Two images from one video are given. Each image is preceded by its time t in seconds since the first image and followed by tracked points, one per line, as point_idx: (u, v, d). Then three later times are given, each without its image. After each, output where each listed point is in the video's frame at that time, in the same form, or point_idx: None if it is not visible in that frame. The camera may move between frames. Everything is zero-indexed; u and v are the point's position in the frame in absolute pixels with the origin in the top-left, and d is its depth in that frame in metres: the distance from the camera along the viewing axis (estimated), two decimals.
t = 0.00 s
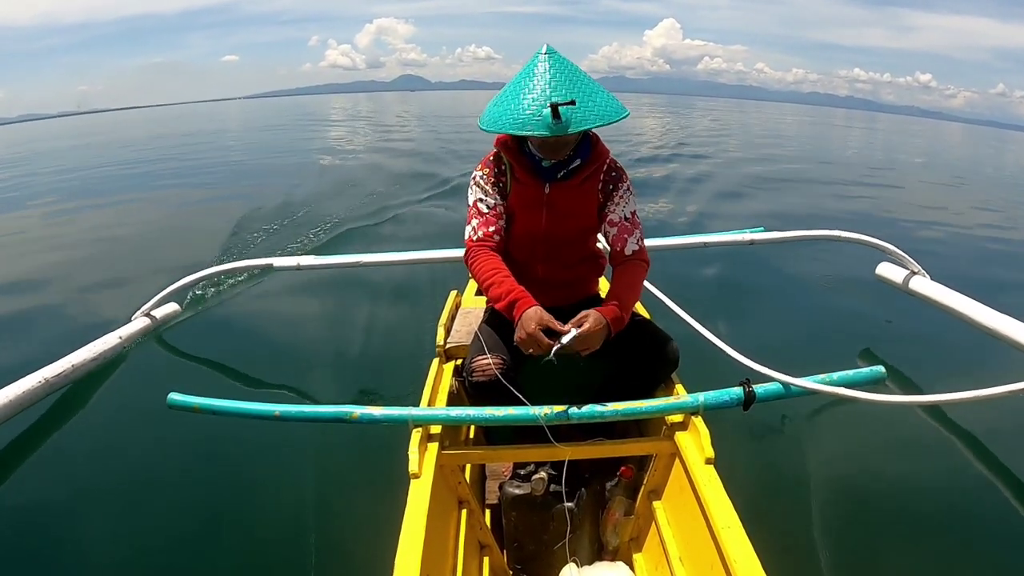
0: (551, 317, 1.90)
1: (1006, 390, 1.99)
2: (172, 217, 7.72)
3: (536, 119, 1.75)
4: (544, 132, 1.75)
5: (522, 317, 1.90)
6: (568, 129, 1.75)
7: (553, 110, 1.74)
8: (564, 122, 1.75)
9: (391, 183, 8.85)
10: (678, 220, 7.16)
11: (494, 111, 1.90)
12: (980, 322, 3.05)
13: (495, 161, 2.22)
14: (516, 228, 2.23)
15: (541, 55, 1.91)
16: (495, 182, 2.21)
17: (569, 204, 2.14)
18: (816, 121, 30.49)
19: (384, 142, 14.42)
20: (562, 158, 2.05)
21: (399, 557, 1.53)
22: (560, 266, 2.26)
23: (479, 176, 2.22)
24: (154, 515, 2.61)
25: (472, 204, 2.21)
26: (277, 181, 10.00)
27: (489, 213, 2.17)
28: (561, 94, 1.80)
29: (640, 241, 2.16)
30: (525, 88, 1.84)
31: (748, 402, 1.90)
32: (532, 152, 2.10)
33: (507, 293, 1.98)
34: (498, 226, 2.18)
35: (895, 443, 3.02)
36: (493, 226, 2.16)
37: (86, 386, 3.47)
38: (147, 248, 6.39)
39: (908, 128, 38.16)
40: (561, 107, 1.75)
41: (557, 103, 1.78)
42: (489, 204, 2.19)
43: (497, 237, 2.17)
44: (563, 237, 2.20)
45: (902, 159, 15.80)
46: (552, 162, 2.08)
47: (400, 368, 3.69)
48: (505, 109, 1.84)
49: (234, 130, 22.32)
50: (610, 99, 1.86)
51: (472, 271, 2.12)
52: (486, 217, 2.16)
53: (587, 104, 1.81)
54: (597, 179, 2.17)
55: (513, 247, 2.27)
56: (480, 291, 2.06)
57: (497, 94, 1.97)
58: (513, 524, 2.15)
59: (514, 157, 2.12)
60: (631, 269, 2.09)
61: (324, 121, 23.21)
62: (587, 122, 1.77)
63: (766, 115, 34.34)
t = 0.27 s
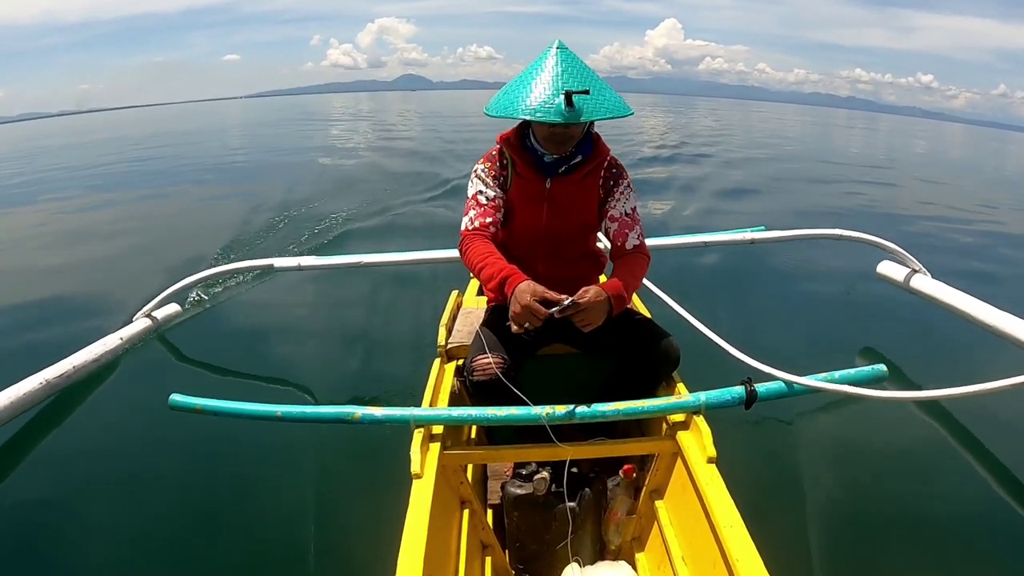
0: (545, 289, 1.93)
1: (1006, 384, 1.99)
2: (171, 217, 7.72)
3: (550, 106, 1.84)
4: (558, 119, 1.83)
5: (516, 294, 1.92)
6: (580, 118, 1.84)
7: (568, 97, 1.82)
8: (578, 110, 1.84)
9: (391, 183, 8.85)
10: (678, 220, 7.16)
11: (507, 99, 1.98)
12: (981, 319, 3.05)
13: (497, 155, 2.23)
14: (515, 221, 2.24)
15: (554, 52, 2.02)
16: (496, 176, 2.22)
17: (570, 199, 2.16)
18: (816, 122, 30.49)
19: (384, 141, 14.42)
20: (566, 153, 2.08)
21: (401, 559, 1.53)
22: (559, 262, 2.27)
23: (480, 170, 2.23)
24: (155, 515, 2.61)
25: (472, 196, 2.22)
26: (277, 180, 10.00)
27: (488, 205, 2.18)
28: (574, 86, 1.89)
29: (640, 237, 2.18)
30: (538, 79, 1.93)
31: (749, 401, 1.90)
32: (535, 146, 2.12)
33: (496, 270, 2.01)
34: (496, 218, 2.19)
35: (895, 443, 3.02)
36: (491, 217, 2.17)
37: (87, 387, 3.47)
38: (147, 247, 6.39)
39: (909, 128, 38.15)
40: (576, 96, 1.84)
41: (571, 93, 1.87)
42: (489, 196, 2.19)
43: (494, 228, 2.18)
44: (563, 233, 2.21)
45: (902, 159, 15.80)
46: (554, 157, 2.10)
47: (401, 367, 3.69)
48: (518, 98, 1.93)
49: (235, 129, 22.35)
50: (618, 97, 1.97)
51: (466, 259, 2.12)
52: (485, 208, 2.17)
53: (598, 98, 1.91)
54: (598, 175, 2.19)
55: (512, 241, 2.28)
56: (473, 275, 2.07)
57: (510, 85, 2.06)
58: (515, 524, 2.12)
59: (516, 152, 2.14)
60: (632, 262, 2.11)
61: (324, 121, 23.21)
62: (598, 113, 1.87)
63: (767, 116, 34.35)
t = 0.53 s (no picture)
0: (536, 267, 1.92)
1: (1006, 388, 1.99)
2: (172, 217, 7.72)
3: (550, 98, 1.84)
4: (557, 110, 1.84)
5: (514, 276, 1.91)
6: (579, 110, 1.85)
7: (567, 89, 1.83)
8: (577, 102, 1.85)
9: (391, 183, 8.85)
10: (678, 220, 7.16)
11: (506, 94, 1.98)
12: (979, 320, 3.05)
13: (494, 153, 2.23)
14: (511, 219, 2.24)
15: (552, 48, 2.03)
16: (492, 173, 2.21)
17: (566, 196, 2.17)
18: (817, 122, 30.45)
19: (384, 141, 14.42)
20: (563, 149, 2.07)
21: (399, 557, 1.53)
22: (555, 259, 2.28)
23: (477, 167, 2.22)
24: (154, 515, 2.62)
25: (468, 192, 2.21)
26: (277, 180, 10.00)
27: (484, 201, 2.18)
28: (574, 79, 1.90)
29: (636, 234, 2.19)
30: (537, 73, 1.94)
31: (748, 402, 1.90)
32: (532, 144, 2.12)
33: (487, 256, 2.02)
34: (491, 215, 2.19)
35: (894, 445, 3.01)
36: (486, 214, 2.17)
37: (86, 387, 3.48)
38: (148, 247, 6.39)
39: (911, 129, 38.09)
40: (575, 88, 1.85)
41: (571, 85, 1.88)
42: (485, 193, 2.19)
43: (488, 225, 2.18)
44: (559, 231, 2.22)
45: (902, 159, 15.78)
46: (551, 154, 2.10)
47: (401, 368, 3.70)
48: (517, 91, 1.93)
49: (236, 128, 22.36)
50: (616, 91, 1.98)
51: (458, 254, 2.11)
52: (480, 205, 2.17)
53: (598, 91, 1.92)
54: (594, 173, 2.20)
55: (507, 239, 2.28)
56: (466, 268, 2.07)
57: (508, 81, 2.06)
58: (513, 524, 2.13)
59: (513, 150, 2.14)
60: (626, 258, 2.10)
61: (325, 121, 23.21)
62: (597, 105, 1.87)
63: (768, 116, 34.31)
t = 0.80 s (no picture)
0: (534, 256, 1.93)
1: (1007, 388, 1.98)
2: (172, 217, 7.73)
3: (555, 100, 1.84)
4: (562, 112, 1.84)
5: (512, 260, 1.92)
6: (583, 112, 1.86)
7: (572, 92, 1.83)
8: (580, 105, 1.85)
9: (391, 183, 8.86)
10: (678, 220, 7.16)
11: (508, 93, 1.97)
12: (979, 321, 3.05)
13: (493, 153, 2.24)
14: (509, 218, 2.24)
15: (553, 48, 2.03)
16: (490, 173, 2.22)
17: (565, 195, 2.17)
18: (817, 122, 30.43)
19: (384, 141, 14.44)
20: (562, 147, 2.07)
21: (399, 555, 1.54)
22: (556, 260, 2.28)
23: (474, 167, 2.23)
24: (154, 514, 2.62)
25: (465, 191, 2.21)
26: (277, 180, 10.02)
27: (481, 201, 2.17)
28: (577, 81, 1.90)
29: (637, 236, 2.19)
30: (539, 73, 1.93)
31: (747, 401, 1.90)
32: (531, 143, 2.12)
33: (485, 248, 2.01)
34: (488, 214, 2.18)
35: (894, 445, 3.00)
36: (483, 213, 2.16)
37: (87, 386, 3.49)
38: (149, 246, 6.41)
39: (912, 128, 38.09)
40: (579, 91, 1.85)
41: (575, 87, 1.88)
42: (482, 192, 2.19)
43: (485, 225, 2.17)
44: (558, 230, 2.22)
45: (903, 160, 15.77)
46: (551, 153, 2.10)
47: (401, 367, 3.70)
48: (520, 91, 1.92)
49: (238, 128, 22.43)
50: (617, 94, 2.00)
51: (455, 252, 2.10)
52: (477, 204, 2.16)
53: (600, 94, 1.93)
54: (594, 172, 2.20)
55: (506, 239, 2.28)
56: (462, 265, 2.06)
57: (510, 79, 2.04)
58: (512, 523, 2.07)
59: (512, 149, 2.14)
60: (626, 259, 2.10)
61: (326, 121, 23.24)
62: (600, 108, 1.88)
63: (769, 116, 34.34)
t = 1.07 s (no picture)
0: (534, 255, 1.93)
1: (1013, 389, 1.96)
2: (172, 217, 7.73)
3: (565, 105, 1.84)
4: (571, 118, 1.84)
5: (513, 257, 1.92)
6: (592, 118, 1.86)
7: (581, 97, 1.83)
8: (590, 111, 1.85)
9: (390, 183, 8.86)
10: (677, 219, 7.16)
11: (515, 95, 1.96)
12: (980, 320, 3.05)
13: (497, 150, 2.22)
14: (511, 216, 2.24)
15: (560, 50, 2.03)
16: (493, 171, 2.20)
17: (569, 196, 2.18)
18: (817, 122, 30.44)
19: (384, 142, 14.45)
20: (569, 149, 2.08)
21: (399, 554, 1.54)
22: (557, 259, 2.28)
23: (478, 163, 2.20)
24: (154, 513, 2.62)
25: (467, 187, 2.19)
26: (276, 180, 10.02)
27: (482, 198, 2.16)
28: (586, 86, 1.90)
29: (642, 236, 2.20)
30: (548, 76, 1.93)
31: (748, 401, 1.90)
32: (536, 143, 2.12)
33: (485, 244, 2.01)
34: (488, 212, 2.18)
35: (897, 444, 2.99)
36: (482, 210, 2.15)
37: (87, 386, 3.49)
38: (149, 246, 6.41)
39: (914, 128, 38.07)
40: (589, 96, 1.85)
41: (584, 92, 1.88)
42: (483, 189, 2.18)
43: (484, 222, 2.17)
44: (561, 229, 2.23)
45: (902, 160, 15.77)
46: (556, 154, 2.10)
47: (401, 366, 3.70)
48: (528, 94, 1.91)
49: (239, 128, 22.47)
50: (623, 100, 2.01)
51: (451, 248, 2.09)
52: (478, 202, 2.15)
53: (608, 100, 1.93)
54: (599, 173, 2.21)
55: (507, 237, 2.27)
56: (458, 261, 2.06)
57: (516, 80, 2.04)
58: (513, 522, 2.07)
59: (517, 149, 2.15)
60: (632, 257, 2.12)
61: (325, 122, 23.25)
62: (608, 115, 1.89)
63: (770, 116, 34.34)
